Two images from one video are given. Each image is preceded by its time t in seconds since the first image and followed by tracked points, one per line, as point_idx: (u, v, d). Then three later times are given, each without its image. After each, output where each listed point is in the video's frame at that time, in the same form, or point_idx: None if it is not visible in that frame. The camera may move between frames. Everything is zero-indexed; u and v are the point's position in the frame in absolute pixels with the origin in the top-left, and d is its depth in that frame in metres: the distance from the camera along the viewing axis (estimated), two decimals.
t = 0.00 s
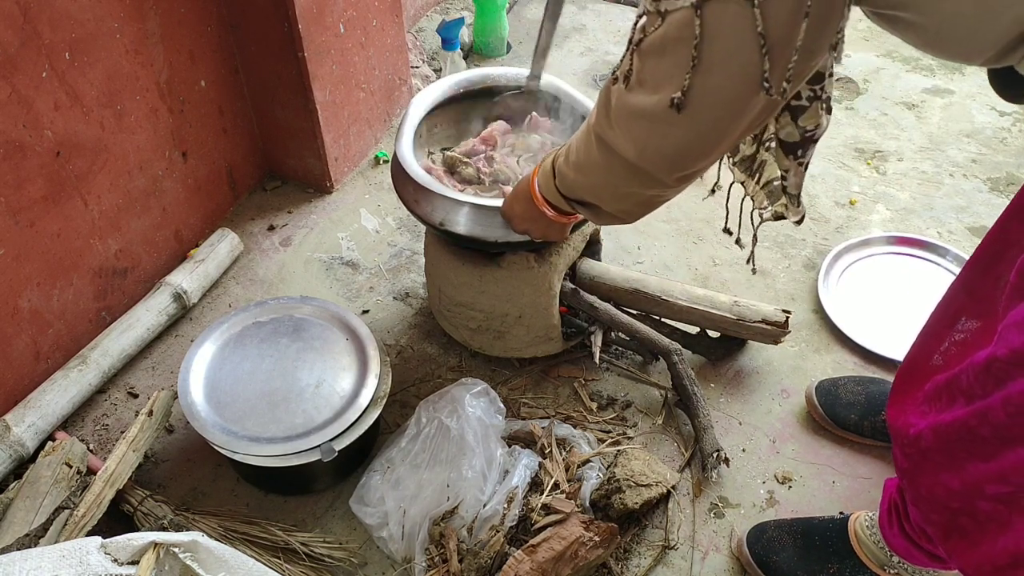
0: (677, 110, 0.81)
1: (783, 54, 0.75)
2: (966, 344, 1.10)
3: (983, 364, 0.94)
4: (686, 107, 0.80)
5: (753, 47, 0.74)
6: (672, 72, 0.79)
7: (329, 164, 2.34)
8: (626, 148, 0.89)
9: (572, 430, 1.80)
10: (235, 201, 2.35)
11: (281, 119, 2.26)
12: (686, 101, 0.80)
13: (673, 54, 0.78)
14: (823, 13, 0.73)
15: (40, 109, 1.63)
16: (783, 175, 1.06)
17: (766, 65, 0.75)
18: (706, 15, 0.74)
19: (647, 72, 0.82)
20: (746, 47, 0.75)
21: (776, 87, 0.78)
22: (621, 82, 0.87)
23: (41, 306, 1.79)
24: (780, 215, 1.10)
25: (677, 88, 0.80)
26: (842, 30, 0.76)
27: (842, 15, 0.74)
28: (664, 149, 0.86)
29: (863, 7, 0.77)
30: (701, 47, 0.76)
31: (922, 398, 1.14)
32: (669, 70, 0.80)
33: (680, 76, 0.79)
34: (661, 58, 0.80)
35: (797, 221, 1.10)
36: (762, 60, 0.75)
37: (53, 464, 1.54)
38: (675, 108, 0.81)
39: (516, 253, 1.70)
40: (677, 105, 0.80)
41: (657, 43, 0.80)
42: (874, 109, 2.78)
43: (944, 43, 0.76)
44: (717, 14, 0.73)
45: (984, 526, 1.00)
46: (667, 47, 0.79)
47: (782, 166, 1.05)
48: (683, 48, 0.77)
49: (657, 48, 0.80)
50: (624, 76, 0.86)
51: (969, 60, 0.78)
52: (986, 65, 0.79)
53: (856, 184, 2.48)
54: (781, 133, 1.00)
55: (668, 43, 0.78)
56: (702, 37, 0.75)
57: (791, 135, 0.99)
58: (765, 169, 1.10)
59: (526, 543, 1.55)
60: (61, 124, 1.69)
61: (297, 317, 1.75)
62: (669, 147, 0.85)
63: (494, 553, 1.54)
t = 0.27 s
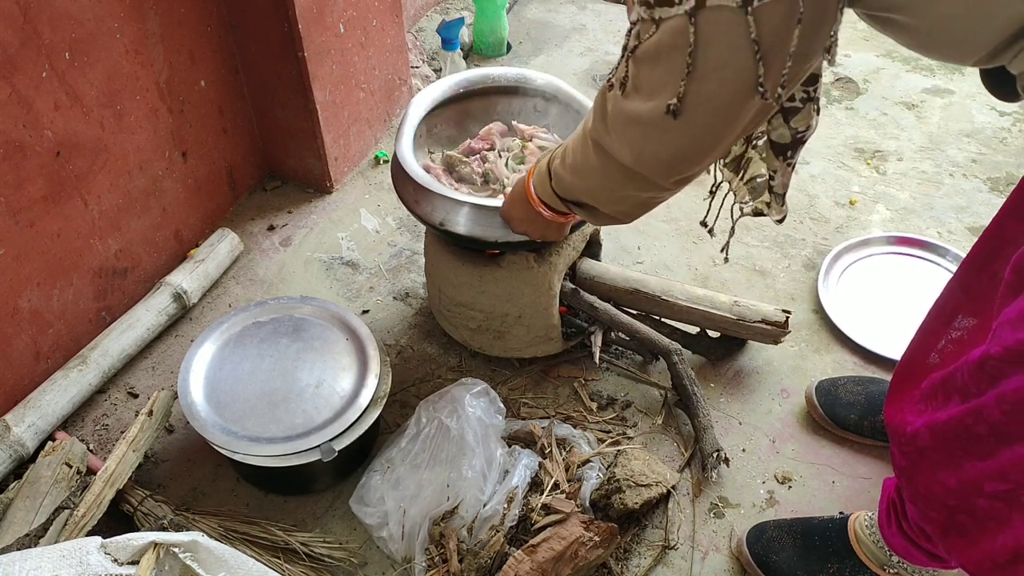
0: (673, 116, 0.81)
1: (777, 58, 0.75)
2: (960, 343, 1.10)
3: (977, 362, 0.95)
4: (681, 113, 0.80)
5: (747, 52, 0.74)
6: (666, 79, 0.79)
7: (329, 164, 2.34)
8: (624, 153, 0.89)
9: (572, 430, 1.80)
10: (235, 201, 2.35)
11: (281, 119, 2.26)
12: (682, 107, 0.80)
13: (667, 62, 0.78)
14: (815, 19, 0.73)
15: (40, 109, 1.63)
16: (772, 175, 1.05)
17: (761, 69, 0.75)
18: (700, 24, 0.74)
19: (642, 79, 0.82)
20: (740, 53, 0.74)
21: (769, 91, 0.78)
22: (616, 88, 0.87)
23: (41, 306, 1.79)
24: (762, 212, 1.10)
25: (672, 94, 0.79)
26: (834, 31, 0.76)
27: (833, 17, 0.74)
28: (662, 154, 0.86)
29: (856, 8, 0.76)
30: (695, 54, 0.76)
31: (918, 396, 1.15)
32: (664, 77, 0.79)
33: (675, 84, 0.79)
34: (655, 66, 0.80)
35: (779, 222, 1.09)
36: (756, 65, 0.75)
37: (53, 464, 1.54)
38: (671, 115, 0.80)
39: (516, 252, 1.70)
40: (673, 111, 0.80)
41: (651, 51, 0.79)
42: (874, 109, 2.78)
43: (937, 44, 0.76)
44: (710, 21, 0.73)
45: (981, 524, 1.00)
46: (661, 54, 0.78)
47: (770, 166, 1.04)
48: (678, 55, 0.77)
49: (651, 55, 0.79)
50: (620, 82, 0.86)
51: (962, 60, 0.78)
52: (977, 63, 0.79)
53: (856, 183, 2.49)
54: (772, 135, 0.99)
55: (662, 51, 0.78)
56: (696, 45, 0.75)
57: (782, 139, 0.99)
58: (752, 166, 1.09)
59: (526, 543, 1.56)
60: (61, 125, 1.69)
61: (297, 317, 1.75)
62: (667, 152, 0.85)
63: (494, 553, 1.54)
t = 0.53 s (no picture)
0: (668, 108, 0.80)
1: (773, 51, 0.74)
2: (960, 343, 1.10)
3: (978, 361, 0.95)
4: (676, 106, 0.80)
5: (743, 44, 0.74)
6: (662, 71, 0.79)
7: (329, 164, 2.34)
8: (619, 149, 0.89)
9: (572, 430, 1.80)
10: (235, 202, 2.35)
11: (281, 119, 2.26)
12: (677, 99, 0.80)
13: (663, 53, 0.78)
14: (810, 11, 0.72)
15: (40, 109, 1.63)
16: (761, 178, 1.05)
17: (757, 63, 0.75)
18: (696, 13, 0.74)
19: (638, 72, 0.83)
20: (735, 45, 0.74)
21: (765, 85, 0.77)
22: (614, 83, 0.87)
23: (41, 306, 1.79)
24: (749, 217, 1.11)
25: (668, 85, 0.79)
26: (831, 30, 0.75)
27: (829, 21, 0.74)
28: (657, 150, 0.86)
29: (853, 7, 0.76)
30: (690, 44, 0.76)
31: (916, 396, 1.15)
32: (660, 68, 0.80)
33: (671, 75, 0.79)
34: (652, 57, 0.80)
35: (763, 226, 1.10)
36: (751, 57, 0.75)
37: (53, 464, 1.54)
38: (666, 107, 0.80)
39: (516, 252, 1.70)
40: (668, 103, 0.80)
41: (648, 42, 0.80)
42: (874, 109, 2.78)
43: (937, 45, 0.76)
44: (705, 9, 0.73)
45: (983, 522, 1.00)
46: (658, 44, 0.79)
47: (760, 169, 1.04)
48: (674, 46, 0.77)
49: (648, 46, 0.80)
50: (617, 77, 0.86)
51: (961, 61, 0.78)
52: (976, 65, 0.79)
53: (856, 183, 2.48)
54: (765, 137, 0.99)
55: (659, 40, 0.78)
56: (692, 35, 0.75)
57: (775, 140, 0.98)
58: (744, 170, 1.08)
59: (526, 543, 1.55)
60: (61, 124, 1.69)
61: (297, 317, 1.75)
62: (662, 149, 0.85)
63: (494, 553, 1.54)
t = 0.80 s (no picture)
0: (687, 104, 0.80)
1: (794, 40, 0.73)
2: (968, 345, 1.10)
3: (986, 362, 0.95)
4: (696, 102, 0.80)
5: (763, 37, 0.74)
6: (680, 66, 0.80)
7: (329, 164, 2.34)
8: (636, 149, 0.89)
9: (572, 430, 1.80)
10: (235, 202, 2.35)
11: (281, 119, 2.26)
12: (696, 95, 0.80)
13: (682, 48, 0.79)
14: None
15: (40, 109, 1.63)
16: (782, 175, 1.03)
17: (776, 56, 0.75)
18: (714, 4, 0.74)
19: (654, 69, 0.83)
20: (754, 37, 0.74)
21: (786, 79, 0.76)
22: (630, 82, 0.88)
23: (41, 306, 1.79)
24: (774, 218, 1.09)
25: (685, 81, 0.80)
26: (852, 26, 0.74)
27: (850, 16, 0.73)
28: (674, 147, 0.85)
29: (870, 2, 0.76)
30: (709, 37, 0.76)
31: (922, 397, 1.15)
32: (676, 64, 0.80)
33: (688, 70, 0.79)
34: (670, 52, 0.80)
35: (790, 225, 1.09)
36: (771, 49, 0.74)
37: (53, 464, 1.54)
38: (685, 102, 0.80)
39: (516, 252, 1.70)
40: (687, 99, 0.80)
41: (665, 37, 0.80)
42: (874, 109, 2.78)
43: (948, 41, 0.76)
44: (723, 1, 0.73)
45: (989, 525, 1.00)
46: (675, 38, 0.79)
47: (782, 166, 1.02)
48: (691, 39, 0.78)
49: (666, 41, 0.80)
50: (634, 77, 0.87)
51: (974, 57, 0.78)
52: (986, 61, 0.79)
53: (856, 183, 2.48)
54: (785, 135, 0.97)
55: (676, 33, 0.79)
56: (709, 28, 0.75)
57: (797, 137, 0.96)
58: (764, 169, 1.06)
59: (526, 543, 1.55)
60: (61, 124, 1.69)
61: (297, 317, 1.75)
62: (682, 149, 0.85)
63: (494, 553, 1.54)
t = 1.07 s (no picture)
0: (818, 84, 0.59)
1: None
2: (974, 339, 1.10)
3: (1000, 354, 0.95)
4: (829, 78, 0.58)
5: None
6: (793, 49, 0.60)
7: (329, 164, 2.34)
8: (766, 187, 0.66)
9: (572, 430, 1.80)
10: (235, 201, 2.35)
11: (281, 119, 2.26)
12: (826, 69, 0.58)
13: (784, 29, 0.61)
14: None
15: (40, 110, 1.63)
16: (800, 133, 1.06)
17: None
18: None
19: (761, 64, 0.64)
20: None
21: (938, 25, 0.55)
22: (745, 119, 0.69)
23: (41, 306, 1.79)
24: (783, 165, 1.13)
25: (809, 57, 0.59)
26: None
27: None
28: (816, 166, 0.62)
29: None
30: None
31: (927, 393, 1.15)
32: (791, 44, 0.60)
33: (810, 40, 0.59)
34: (773, 36, 0.62)
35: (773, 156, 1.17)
36: None
37: (53, 464, 1.54)
38: (816, 82, 0.59)
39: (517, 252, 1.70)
40: (816, 77, 0.59)
41: (762, 34, 0.63)
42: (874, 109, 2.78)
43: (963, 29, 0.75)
44: None
45: (993, 520, 1.00)
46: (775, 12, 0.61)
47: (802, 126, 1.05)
48: None
49: (765, 36, 0.62)
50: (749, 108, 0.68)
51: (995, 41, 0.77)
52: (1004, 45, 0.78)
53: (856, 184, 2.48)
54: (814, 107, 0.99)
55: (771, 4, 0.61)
56: None
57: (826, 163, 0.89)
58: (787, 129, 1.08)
59: (526, 543, 1.55)
60: (61, 125, 1.70)
61: (297, 317, 1.75)
62: (834, 157, 0.61)
63: (494, 553, 1.54)
